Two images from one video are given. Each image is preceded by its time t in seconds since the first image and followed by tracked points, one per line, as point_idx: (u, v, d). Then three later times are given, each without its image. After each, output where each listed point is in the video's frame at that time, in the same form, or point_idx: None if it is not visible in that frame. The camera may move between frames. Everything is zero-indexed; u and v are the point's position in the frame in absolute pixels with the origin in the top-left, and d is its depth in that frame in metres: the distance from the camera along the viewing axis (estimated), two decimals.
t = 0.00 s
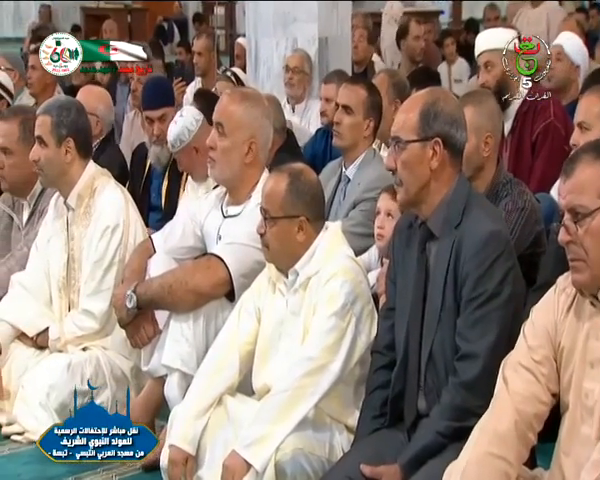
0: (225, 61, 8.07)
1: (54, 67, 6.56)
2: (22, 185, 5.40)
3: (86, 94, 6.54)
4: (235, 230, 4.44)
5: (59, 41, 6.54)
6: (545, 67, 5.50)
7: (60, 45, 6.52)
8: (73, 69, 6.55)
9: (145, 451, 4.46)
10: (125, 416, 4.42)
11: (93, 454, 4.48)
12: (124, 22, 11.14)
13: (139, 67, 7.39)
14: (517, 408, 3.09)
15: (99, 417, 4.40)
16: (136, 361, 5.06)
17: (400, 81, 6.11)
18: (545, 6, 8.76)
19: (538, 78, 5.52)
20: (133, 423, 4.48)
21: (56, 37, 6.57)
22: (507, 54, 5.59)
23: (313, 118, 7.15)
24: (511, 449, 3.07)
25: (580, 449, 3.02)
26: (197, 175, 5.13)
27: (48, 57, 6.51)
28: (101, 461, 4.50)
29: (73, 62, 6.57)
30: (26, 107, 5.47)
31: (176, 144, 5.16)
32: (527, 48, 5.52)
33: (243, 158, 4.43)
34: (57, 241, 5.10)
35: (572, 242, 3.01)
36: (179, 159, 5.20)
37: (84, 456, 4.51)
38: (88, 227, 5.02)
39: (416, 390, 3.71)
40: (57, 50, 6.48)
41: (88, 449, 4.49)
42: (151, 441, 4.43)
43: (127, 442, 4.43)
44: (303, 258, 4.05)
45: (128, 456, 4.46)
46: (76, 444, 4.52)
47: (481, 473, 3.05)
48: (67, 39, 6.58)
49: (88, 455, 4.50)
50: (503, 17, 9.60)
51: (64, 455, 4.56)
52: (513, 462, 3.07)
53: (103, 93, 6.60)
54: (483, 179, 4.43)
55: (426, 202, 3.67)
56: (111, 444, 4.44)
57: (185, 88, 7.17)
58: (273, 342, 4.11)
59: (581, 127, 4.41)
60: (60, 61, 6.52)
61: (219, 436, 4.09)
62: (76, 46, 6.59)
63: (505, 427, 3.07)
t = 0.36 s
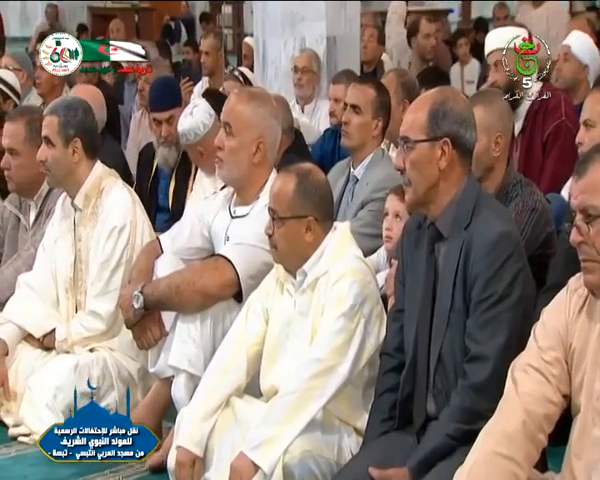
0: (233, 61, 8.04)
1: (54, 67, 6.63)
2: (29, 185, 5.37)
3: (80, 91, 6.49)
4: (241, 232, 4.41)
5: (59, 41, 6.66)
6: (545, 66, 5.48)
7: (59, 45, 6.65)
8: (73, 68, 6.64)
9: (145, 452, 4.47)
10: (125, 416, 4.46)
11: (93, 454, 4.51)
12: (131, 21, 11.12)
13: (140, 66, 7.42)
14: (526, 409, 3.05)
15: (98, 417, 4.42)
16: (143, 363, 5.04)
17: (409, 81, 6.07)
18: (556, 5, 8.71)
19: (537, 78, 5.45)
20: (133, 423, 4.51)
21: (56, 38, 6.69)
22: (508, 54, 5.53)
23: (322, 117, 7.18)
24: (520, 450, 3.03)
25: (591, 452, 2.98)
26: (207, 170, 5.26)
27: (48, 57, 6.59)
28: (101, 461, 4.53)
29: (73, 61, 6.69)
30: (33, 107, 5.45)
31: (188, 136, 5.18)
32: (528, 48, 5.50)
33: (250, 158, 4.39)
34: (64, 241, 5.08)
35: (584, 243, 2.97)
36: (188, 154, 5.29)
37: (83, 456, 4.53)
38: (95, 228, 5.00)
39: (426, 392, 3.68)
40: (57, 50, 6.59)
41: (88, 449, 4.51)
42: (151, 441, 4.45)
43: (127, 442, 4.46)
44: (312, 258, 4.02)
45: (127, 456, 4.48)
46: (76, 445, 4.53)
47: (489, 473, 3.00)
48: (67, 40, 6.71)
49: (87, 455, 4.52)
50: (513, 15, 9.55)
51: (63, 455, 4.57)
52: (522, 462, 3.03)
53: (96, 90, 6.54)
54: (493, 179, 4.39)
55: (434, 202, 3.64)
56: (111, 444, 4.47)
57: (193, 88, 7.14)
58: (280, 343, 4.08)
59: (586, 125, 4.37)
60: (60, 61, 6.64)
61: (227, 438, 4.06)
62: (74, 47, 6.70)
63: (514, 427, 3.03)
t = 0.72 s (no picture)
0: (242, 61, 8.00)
1: (54, 67, 6.11)
2: (37, 186, 5.35)
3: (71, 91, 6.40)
4: (259, 225, 4.38)
5: (59, 41, 6.09)
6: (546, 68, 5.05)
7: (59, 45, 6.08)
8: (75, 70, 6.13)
9: (145, 451, 4.50)
10: (125, 416, 4.47)
11: (93, 454, 4.53)
12: (140, 21, 11.10)
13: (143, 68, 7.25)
14: (538, 411, 3.00)
15: (98, 417, 4.43)
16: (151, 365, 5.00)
17: (420, 81, 6.03)
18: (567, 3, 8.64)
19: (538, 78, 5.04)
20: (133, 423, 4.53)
21: (56, 37, 6.10)
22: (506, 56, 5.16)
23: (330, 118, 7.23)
24: (530, 453, 2.99)
25: None
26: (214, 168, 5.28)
27: (47, 57, 6.06)
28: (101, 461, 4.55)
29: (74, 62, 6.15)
30: (40, 108, 5.43)
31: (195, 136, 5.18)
32: (528, 47, 5.10)
33: (271, 157, 4.38)
34: (71, 243, 5.04)
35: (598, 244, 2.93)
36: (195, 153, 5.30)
37: (84, 456, 4.54)
38: (103, 229, 4.97)
39: (436, 395, 3.64)
40: (57, 50, 6.02)
41: (88, 449, 4.53)
42: (151, 441, 4.47)
43: (127, 442, 4.48)
44: (321, 259, 3.97)
45: (128, 456, 4.51)
46: (76, 444, 4.54)
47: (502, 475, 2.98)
48: (67, 38, 6.13)
49: (88, 455, 4.54)
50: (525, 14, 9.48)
51: (64, 455, 4.58)
52: (532, 465, 2.99)
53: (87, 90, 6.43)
54: (504, 180, 4.34)
55: (445, 203, 3.60)
56: (111, 444, 4.50)
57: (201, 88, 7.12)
58: (289, 346, 4.04)
59: (592, 126, 4.31)
60: (60, 61, 6.09)
61: (236, 440, 4.03)
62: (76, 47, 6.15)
63: (524, 430, 2.99)
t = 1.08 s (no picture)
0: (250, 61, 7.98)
1: (54, 67, 6.03)
2: (45, 187, 5.32)
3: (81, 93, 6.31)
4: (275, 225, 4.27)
5: (59, 40, 5.96)
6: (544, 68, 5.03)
7: (60, 45, 5.95)
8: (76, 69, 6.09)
9: (145, 451, 4.47)
10: (125, 416, 4.40)
11: (93, 454, 4.43)
12: (147, 21, 11.09)
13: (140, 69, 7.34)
14: (549, 415, 2.85)
15: (98, 417, 4.35)
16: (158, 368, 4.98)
17: (430, 81, 5.99)
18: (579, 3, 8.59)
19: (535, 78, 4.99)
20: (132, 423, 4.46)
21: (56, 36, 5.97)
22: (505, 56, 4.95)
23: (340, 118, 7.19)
24: (542, 458, 2.84)
25: None
26: (220, 174, 5.25)
27: (48, 57, 5.96)
28: (100, 461, 4.45)
29: (74, 62, 6.07)
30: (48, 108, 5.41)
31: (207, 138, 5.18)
32: (529, 48, 4.95)
33: (290, 154, 4.38)
34: (79, 245, 5.02)
35: None
36: (202, 157, 5.26)
37: (83, 456, 4.45)
38: (111, 231, 4.94)
39: (446, 399, 3.60)
40: (57, 50, 5.91)
41: (88, 449, 4.42)
42: (151, 441, 4.46)
43: (127, 441, 4.42)
44: (331, 262, 3.94)
45: (128, 456, 4.45)
46: (76, 444, 4.46)
47: None
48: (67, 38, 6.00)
49: (88, 455, 4.44)
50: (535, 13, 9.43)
51: (63, 455, 4.50)
52: (543, 469, 2.84)
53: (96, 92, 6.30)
54: (516, 182, 4.30)
55: (455, 204, 3.56)
56: (111, 444, 4.41)
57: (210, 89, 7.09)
58: (298, 348, 4.01)
59: None
60: (60, 61, 5.99)
61: (244, 444, 4.00)
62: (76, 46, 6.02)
63: (535, 434, 2.84)
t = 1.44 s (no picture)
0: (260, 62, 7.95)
1: (54, 67, 6.31)
2: (53, 188, 5.30)
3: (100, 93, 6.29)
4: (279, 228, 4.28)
5: (59, 40, 6.22)
6: (545, 69, 5.05)
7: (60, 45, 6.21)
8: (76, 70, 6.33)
9: (145, 452, 4.43)
10: (125, 416, 4.40)
11: (93, 454, 4.43)
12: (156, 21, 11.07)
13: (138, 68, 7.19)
14: (568, 422, 2.75)
15: (98, 417, 4.35)
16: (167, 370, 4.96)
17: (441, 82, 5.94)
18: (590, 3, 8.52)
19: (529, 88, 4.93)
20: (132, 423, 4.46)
21: (55, 36, 6.24)
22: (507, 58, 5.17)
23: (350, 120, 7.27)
24: (559, 467, 2.74)
25: None
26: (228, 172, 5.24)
27: (48, 57, 6.23)
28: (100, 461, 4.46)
29: (74, 62, 6.32)
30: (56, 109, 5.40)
31: (214, 140, 5.16)
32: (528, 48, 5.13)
33: (291, 152, 4.33)
34: (87, 247, 4.99)
35: None
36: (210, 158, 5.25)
37: (83, 456, 4.45)
38: (119, 232, 4.91)
39: (457, 402, 3.56)
40: (57, 50, 6.20)
41: (88, 449, 4.43)
42: (151, 441, 4.41)
43: (127, 442, 4.40)
44: (340, 264, 3.91)
45: (128, 456, 4.43)
46: (76, 444, 4.45)
47: None
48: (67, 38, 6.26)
49: (88, 455, 4.44)
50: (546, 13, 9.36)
51: (64, 455, 4.49)
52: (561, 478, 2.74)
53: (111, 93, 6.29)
54: (528, 183, 4.26)
55: (466, 206, 3.52)
56: (111, 444, 4.41)
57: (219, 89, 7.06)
58: (308, 351, 3.97)
59: None
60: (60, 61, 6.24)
61: (253, 447, 3.96)
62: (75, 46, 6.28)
63: (554, 442, 2.75)
